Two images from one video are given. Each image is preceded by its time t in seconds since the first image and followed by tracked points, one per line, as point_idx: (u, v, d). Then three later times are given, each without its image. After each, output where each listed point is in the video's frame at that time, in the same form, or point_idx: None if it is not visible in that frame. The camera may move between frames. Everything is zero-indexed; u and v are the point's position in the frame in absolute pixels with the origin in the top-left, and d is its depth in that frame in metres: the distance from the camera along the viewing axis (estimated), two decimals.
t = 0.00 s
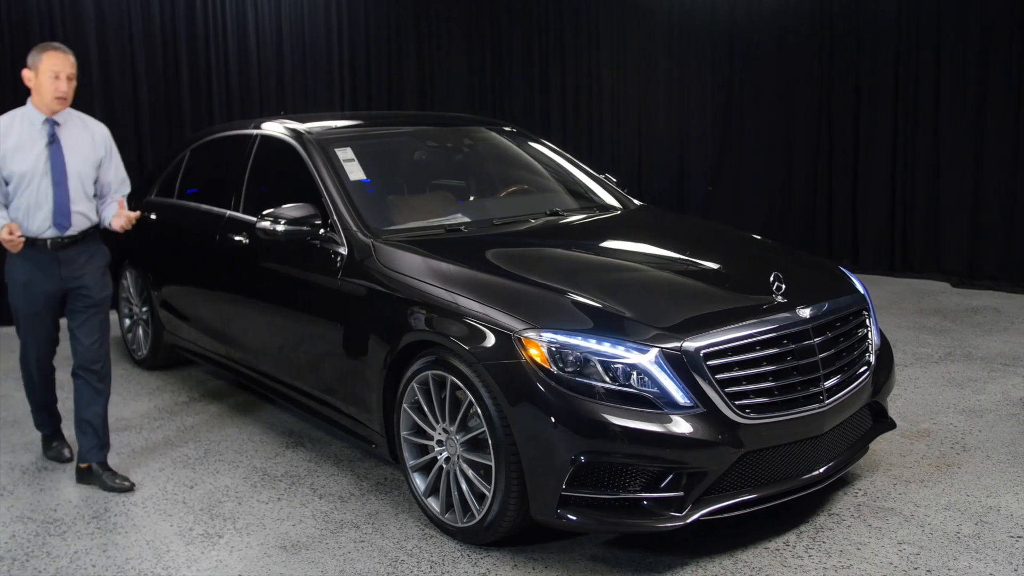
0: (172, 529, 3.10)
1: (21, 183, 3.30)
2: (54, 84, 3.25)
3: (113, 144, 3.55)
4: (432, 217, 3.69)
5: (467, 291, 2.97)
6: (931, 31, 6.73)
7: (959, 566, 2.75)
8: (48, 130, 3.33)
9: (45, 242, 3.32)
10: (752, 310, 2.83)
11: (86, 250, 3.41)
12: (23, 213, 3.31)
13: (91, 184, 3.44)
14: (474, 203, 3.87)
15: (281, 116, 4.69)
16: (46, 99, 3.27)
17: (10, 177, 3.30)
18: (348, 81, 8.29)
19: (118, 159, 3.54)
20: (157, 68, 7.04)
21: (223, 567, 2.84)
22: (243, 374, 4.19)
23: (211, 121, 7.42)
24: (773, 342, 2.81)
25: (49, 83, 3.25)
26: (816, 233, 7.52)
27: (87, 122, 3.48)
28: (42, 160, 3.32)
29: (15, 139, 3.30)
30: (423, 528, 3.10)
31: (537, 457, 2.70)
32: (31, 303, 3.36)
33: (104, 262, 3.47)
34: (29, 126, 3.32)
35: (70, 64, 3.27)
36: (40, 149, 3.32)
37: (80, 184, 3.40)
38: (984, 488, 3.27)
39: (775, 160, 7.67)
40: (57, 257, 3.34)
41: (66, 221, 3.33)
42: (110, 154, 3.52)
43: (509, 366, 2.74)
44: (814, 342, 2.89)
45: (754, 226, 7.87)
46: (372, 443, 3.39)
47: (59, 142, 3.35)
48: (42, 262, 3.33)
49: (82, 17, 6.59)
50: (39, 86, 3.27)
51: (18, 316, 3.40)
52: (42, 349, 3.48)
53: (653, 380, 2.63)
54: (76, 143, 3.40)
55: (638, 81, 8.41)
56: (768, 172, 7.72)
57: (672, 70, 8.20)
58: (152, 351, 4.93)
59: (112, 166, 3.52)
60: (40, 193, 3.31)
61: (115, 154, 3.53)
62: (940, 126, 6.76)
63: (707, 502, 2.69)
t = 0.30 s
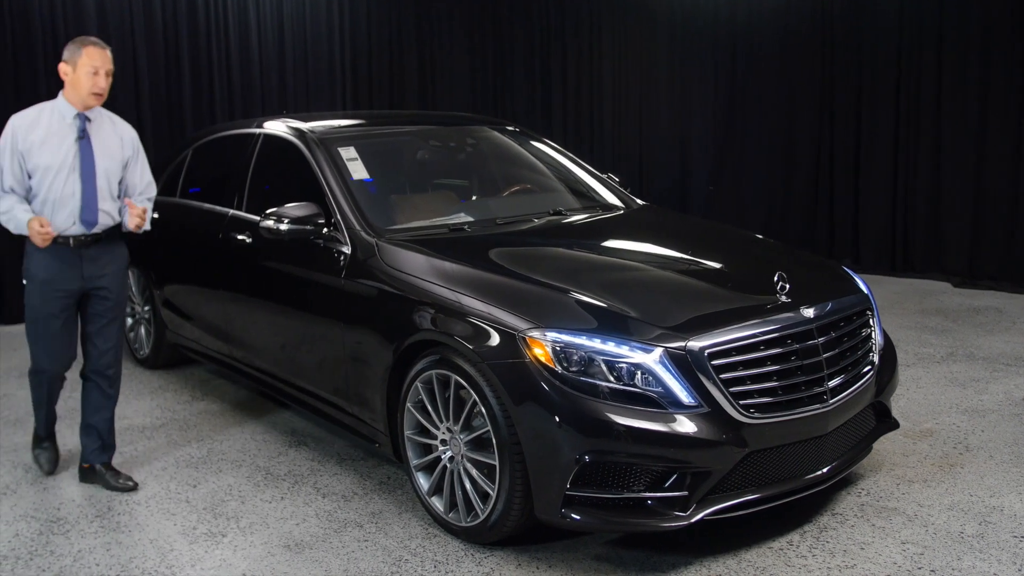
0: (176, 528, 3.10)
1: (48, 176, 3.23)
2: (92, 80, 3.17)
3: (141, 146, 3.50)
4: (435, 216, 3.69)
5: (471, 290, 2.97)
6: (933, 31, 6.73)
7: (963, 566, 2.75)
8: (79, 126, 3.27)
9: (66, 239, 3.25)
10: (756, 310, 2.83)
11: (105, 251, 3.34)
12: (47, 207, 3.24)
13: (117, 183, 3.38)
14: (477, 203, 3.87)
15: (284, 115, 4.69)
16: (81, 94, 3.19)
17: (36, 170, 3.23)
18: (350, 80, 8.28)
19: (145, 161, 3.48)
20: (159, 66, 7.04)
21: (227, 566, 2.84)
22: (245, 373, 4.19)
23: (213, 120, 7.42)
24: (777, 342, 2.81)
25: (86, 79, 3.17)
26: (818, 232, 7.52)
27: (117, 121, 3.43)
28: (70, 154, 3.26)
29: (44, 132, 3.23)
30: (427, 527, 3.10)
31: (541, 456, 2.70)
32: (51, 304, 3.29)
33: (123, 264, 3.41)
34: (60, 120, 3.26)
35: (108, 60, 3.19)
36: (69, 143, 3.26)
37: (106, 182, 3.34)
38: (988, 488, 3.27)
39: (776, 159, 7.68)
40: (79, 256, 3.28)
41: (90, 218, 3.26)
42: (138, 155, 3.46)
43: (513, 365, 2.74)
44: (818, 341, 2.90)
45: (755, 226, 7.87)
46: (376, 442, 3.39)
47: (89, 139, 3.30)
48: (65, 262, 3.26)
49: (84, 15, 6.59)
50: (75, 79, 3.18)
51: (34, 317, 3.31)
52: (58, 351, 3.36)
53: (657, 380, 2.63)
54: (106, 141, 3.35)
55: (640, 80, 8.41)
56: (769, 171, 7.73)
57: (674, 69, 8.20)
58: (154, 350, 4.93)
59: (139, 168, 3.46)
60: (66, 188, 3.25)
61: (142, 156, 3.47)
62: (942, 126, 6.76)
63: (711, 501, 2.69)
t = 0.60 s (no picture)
0: (179, 527, 3.10)
1: (70, 178, 3.14)
2: (111, 78, 3.10)
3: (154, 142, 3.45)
4: (438, 216, 3.69)
5: (474, 289, 2.97)
6: (934, 32, 6.73)
7: (967, 566, 2.75)
8: (98, 125, 3.19)
9: (95, 242, 3.15)
10: (761, 310, 2.84)
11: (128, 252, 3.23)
12: (72, 210, 3.14)
13: (137, 182, 3.32)
14: (480, 202, 3.87)
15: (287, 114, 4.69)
16: (99, 93, 3.11)
17: (56, 173, 3.13)
18: (352, 80, 8.28)
19: (160, 158, 3.44)
20: (162, 65, 7.04)
21: (231, 566, 2.84)
22: (248, 373, 4.19)
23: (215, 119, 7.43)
24: (782, 342, 2.81)
25: (105, 77, 3.09)
26: (820, 232, 7.53)
27: (130, 119, 3.36)
28: (91, 155, 3.17)
29: (63, 133, 3.14)
30: (430, 527, 3.10)
31: (546, 456, 2.70)
32: (81, 305, 3.14)
33: (142, 266, 3.32)
34: (77, 120, 3.17)
35: (127, 58, 3.12)
36: (89, 144, 3.17)
37: (127, 182, 3.28)
38: (991, 489, 3.27)
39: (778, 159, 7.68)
40: (108, 256, 3.17)
41: (118, 220, 3.19)
42: (153, 152, 3.41)
43: (518, 364, 2.74)
44: (822, 342, 2.90)
45: (757, 226, 7.88)
46: (379, 442, 3.39)
47: (109, 138, 3.22)
48: (94, 261, 3.14)
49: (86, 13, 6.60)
50: (92, 78, 3.10)
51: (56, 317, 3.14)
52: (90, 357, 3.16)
53: (662, 380, 2.63)
54: (124, 139, 3.28)
55: (641, 79, 8.41)
56: (771, 171, 7.73)
57: (675, 69, 8.20)
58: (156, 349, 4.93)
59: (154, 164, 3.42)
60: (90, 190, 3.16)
61: (158, 153, 3.42)
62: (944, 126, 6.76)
63: (715, 501, 2.69)
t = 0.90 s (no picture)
0: (182, 527, 3.10)
1: (91, 183, 3.10)
2: (128, 79, 3.06)
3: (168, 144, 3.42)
4: (441, 215, 3.69)
5: (477, 288, 2.98)
6: (936, 32, 6.73)
7: (970, 566, 2.75)
8: (114, 128, 3.14)
9: (117, 246, 3.11)
10: (764, 310, 2.84)
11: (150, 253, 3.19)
12: (94, 215, 3.10)
13: (153, 185, 3.29)
14: (482, 202, 3.86)
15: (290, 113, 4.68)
16: (115, 94, 3.07)
17: (75, 178, 3.09)
18: (354, 79, 8.28)
19: (175, 161, 3.41)
20: (163, 64, 7.04)
21: (234, 565, 2.84)
22: (250, 372, 4.19)
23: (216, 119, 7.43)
24: (785, 342, 2.81)
25: (122, 78, 3.04)
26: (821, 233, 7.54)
27: (143, 120, 3.32)
28: (110, 159, 3.13)
29: (80, 137, 3.08)
30: (433, 526, 3.10)
31: (549, 456, 2.70)
32: (108, 308, 3.09)
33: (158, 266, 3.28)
34: (93, 123, 3.11)
35: (143, 58, 3.08)
36: (107, 147, 3.13)
37: (145, 184, 3.25)
38: (994, 489, 3.27)
39: (779, 159, 7.68)
40: (131, 259, 3.14)
41: (141, 224, 3.17)
42: (168, 154, 3.38)
43: (522, 364, 2.74)
44: (826, 342, 2.90)
45: (758, 226, 7.88)
46: (382, 441, 3.39)
47: (126, 141, 3.18)
48: (114, 263, 3.11)
49: (88, 12, 6.59)
50: (108, 79, 3.05)
51: (80, 321, 3.10)
52: (128, 362, 3.10)
53: (666, 380, 2.63)
54: (140, 142, 3.24)
55: (643, 78, 8.40)
56: (772, 171, 7.73)
57: (677, 69, 8.21)
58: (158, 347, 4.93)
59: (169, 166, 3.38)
60: (112, 195, 3.12)
61: (173, 155, 3.39)
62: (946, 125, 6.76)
63: (719, 501, 2.69)
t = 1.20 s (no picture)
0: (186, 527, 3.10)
1: (119, 187, 2.99)
2: (153, 77, 2.99)
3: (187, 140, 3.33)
4: (444, 215, 3.69)
5: (478, 288, 2.98)
6: (938, 32, 6.73)
7: (973, 567, 2.75)
8: (140, 127, 3.03)
9: (148, 250, 3.01)
10: (768, 310, 2.84)
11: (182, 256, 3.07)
12: (124, 220, 2.99)
13: (179, 185, 3.20)
14: (485, 202, 3.86)
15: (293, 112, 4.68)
16: (140, 93, 2.99)
17: (102, 181, 2.97)
18: (356, 79, 8.28)
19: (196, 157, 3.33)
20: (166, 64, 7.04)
21: (238, 564, 2.84)
22: (253, 372, 4.19)
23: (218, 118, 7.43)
24: (789, 342, 2.81)
25: (147, 76, 2.97)
26: (822, 233, 7.54)
27: (162, 117, 3.22)
28: (137, 160, 3.03)
29: (106, 138, 2.97)
30: (437, 525, 3.10)
31: (553, 456, 2.70)
32: (138, 316, 2.98)
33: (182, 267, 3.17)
34: (117, 123, 3.00)
35: (166, 55, 3.02)
36: (133, 148, 3.02)
37: (171, 185, 3.15)
38: (997, 490, 3.27)
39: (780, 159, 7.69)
40: (160, 264, 3.03)
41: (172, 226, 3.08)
42: (190, 151, 3.29)
43: (526, 364, 2.74)
44: (830, 342, 2.90)
45: (759, 226, 7.88)
46: (385, 441, 3.39)
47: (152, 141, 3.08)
48: (142, 270, 2.99)
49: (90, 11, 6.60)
50: (132, 78, 2.97)
51: (109, 329, 2.97)
52: (153, 375, 3.01)
53: (670, 380, 2.63)
54: (164, 141, 3.14)
55: (644, 78, 8.41)
56: (773, 171, 7.74)
57: (678, 70, 8.21)
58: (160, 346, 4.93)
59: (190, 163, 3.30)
60: (142, 198, 3.02)
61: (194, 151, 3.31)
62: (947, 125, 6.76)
63: (722, 501, 2.69)
